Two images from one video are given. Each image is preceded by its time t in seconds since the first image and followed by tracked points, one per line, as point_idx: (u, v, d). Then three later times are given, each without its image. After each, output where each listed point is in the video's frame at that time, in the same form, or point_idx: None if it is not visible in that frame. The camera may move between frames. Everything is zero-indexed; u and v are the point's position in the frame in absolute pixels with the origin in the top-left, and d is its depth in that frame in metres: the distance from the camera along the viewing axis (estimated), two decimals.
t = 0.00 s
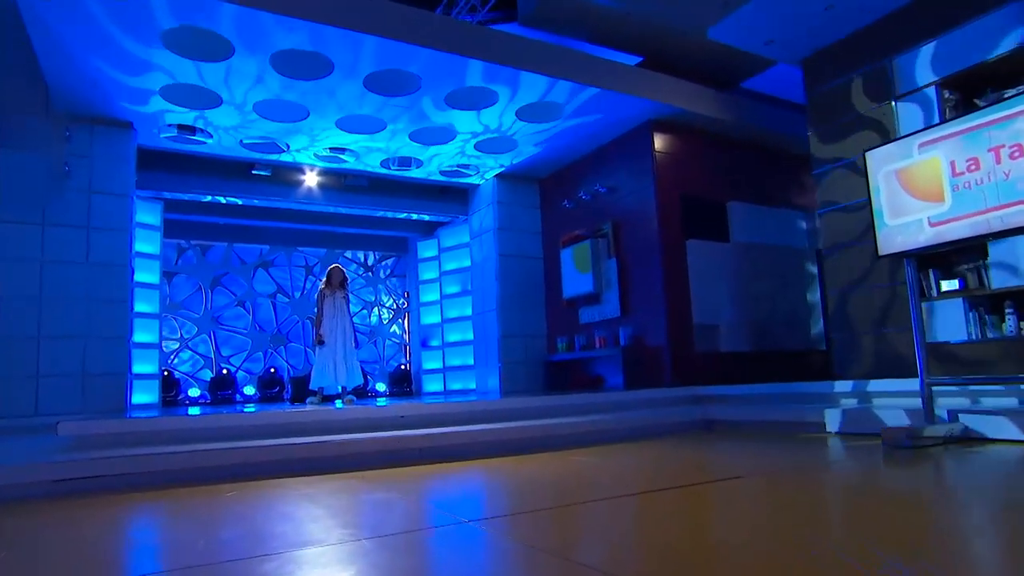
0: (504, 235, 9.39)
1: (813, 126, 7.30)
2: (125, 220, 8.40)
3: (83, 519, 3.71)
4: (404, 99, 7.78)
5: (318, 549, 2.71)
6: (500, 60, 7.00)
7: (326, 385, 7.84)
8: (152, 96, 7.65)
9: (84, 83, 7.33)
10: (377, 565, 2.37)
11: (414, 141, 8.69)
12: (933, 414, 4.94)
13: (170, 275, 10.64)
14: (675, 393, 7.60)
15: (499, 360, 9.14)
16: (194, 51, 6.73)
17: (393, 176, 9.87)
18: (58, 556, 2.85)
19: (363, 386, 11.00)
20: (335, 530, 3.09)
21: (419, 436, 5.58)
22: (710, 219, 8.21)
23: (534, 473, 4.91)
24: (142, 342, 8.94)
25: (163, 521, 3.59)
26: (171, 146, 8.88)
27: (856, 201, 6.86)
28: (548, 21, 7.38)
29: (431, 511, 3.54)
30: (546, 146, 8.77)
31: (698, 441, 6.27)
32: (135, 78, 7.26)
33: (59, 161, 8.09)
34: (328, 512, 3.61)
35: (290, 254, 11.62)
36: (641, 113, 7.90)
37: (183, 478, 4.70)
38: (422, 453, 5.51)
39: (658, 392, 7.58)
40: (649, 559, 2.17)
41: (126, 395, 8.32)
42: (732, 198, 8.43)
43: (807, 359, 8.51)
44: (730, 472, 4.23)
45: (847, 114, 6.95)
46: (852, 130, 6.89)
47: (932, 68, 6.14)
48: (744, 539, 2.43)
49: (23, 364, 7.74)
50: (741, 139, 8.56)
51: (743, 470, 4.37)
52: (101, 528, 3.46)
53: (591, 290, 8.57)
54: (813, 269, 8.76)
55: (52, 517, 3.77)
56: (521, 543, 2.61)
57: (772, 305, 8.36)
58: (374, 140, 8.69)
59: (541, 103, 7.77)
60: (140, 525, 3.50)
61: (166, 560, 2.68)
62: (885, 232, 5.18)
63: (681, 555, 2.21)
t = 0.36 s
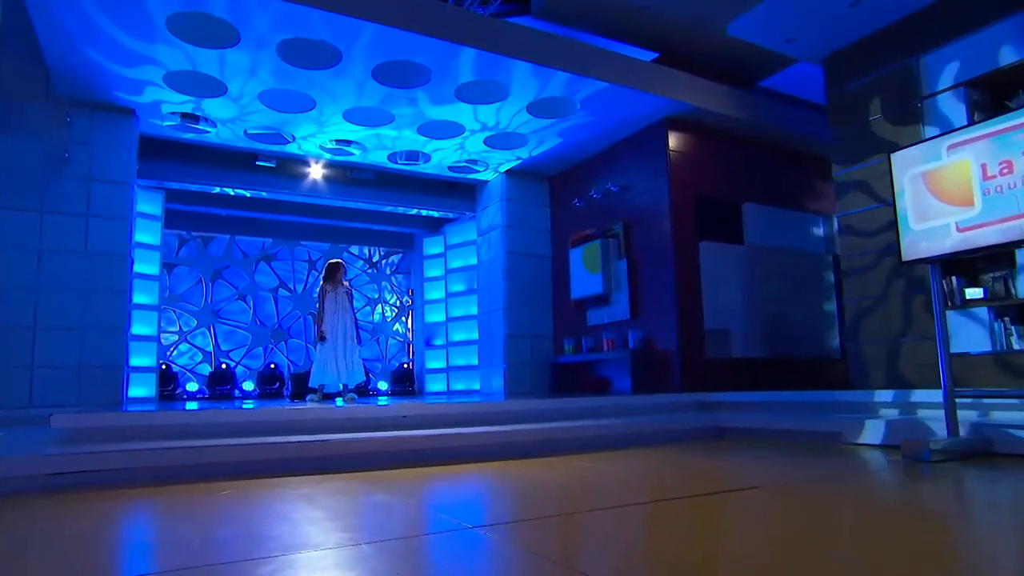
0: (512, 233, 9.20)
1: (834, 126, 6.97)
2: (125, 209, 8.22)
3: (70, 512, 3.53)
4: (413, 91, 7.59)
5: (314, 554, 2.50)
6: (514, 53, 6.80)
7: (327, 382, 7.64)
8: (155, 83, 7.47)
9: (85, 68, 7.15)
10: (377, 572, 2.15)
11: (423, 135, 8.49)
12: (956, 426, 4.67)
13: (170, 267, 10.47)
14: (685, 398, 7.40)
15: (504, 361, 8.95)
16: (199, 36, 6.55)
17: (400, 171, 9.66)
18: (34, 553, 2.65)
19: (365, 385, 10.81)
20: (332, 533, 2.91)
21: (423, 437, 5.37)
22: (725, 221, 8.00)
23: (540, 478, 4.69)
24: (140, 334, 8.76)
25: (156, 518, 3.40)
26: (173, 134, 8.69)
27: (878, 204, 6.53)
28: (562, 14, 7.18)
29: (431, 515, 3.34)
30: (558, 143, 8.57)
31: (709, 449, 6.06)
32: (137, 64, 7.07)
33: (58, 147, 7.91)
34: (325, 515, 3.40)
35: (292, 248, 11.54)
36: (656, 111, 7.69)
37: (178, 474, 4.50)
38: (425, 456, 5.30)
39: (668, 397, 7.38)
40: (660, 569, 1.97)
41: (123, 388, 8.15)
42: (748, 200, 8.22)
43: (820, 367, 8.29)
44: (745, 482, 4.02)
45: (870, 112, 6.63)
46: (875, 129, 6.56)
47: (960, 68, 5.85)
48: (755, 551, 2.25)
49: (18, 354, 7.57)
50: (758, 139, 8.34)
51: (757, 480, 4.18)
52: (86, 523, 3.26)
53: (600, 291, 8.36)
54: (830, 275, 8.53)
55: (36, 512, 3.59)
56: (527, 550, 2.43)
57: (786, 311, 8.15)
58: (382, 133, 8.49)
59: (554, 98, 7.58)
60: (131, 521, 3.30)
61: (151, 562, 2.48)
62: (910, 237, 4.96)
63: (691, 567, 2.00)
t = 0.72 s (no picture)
0: (521, 231, 8.99)
1: (857, 126, 6.74)
2: (126, 198, 8.00)
3: (54, 510, 3.34)
4: (423, 84, 7.40)
5: (307, 559, 2.29)
6: (527, 46, 6.61)
7: (328, 379, 7.52)
8: (158, 70, 7.30)
9: (87, 54, 6.98)
10: None
11: (432, 129, 8.30)
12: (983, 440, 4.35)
13: (172, 257, 10.25)
14: (696, 404, 7.19)
15: (510, 362, 8.74)
16: (204, 22, 6.37)
17: (407, 165, 9.47)
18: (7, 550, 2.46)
19: (367, 383, 10.61)
20: (334, 536, 2.70)
21: (427, 438, 5.17)
22: (741, 223, 7.78)
23: (546, 482, 4.47)
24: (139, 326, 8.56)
25: (147, 517, 3.21)
26: (177, 123, 8.51)
27: (903, 208, 6.29)
28: (577, 7, 6.98)
29: (432, 518, 3.15)
30: (571, 140, 8.37)
31: (722, 457, 5.85)
32: (142, 52, 6.92)
33: (58, 132, 7.72)
34: (322, 518, 3.19)
35: (296, 242, 11.22)
36: (672, 108, 7.49)
37: (174, 471, 4.29)
38: (428, 458, 5.11)
39: (679, 402, 7.18)
40: None
41: (120, 382, 7.95)
42: (765, 202, 7.98)
43: (835, 375, 8.07)
44: (766, 492, 3.82)
45: (896, 114, 6.40)
46: (902, 132, 6.33)
47: (993, 68, 5.61)
48: (768, 562, 2.06)
49: (14, 343, 7.40)
50: (776, 140, 8.12)
51: (779, 490, 3.97)
52: (70, 521, 3.07)
53: (610, 292, 8.16)
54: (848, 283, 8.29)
55: (21, 507, 3.41)
56: (534, 558, 2.23)
57: (801, 317, 7.93)
58: (390, 126, 8.29)
59: (567, 92, 7.38)
60: (119, 520, 3.11)
61: (136, 563, 2.29)
62: (937, 240, 4.83)
63: None
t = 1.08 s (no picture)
0: (531, 229, 8.78)
1: (881, 127, 6.49)
2: (128, 186, 7.81)
3: (37, 506, 3.15)
4: (435, 76, 7.20)
5: (300, 564, 2.09)
6: (543, 39, 6.41)
7: (330, 377, 7.29)
8: (163, 57, 7.12)
9: (91, 38, 6.80)
10: None
11: (442, 124, 8.10)
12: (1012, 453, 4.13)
13: (173, 250, 10.05)
14: (709, 411, 6.98)
15: (516, 363, 8.54)
16: (211, 7, 6.19)
17: (416, 160, 9.27)
18: None
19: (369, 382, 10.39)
20: (334, 541, 2.50)
21: (432, 439, 4.96)
22: (758, 225, 7.55)
23: (556, 487, 4.26)
24: (139, 318, 8.37)
25: (139, 514, 3.03)
26: (183, 112, 8.33)
27: (928, 212, 6.05)
28: None
29: (433, 522, 2.95)
30: (585, 138, 8.17)
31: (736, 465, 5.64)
32: (147, 37, 6.74)
33: (60, 119, 7.55)
34: (319, 520, 2.99)
35: (300, 236, 11.01)
36: (690, 106, 7.27)
37: (168, 468, 4.09)
38: (432, 461, 4.90)
39: (691, 409, 6.96)
40: None
41: (118, 374, 7.76)
42: (783, 203, 7.75)
43: (852, 384, 7.84)
44: (792, 503, 3.60)
45: (923, 116, 6.16)
46: (928, 134, 6.09)
47: None
48: None
49: (11, 333, 7.24)
50: (796, 141, 7.90)
51: (804, 500, 3.75)
52: (52, 518, 2.88)
53: (621, 294, 7.95)
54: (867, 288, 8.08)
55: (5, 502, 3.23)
56: (542, 567, 2.04)
57: (819, 323, 7.70)
58: (400, 119, 8.09)
59: (583, 87, 7.18)
60: (105, 518, 2.92)
61: (115, 563, 2.09)
62: (968, 246, 4.59)
63: None
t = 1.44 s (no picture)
0: (543, 228, 8.57)
1: (910, 129, 6.26)
2: (132, 175, 7.63)
3: (22, 502, 2.95)
4: (448, 69, 7.01)
5: (299, 571, 1.88)
6: (561, 32, 6.21)
7: (332, 373, 7.03)
8: (170, 44, 6.94)
9: (96, 23, 6.63)
10: None
11: (454, 118, 7.90)
12: None
13: (177, 242, 9.86)
14: (724, 419, 6.76)
15: (525, 366, 8.33)
16: None
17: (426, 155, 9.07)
18: None
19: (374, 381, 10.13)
20: (337, 546, 2.29)
21: (440, 441, 4.75)
22: (778, 228, 7.33)
23: (569, 493, 4.03)
24: (139, 311, 8.19)
25: (133, 514, 2.83)
26: (190, 101, 8.15)
27: (957, 218, 5.81)
28: None
29: (436, 528, 2.75)
30: (601, 135, 7.96)
31: (754, 475, 5.42)
32: (153, 23, 6.56)
33: (64, 105, 7.37)
34: (319, 524, 2.78)
35: (307, 231, 10.79)
36: (711, 104, 7.06)
37: (165, 466, 3.90)
38: (439, 465, 4.70)
39: (705, 417, 6.74)
40: None
41: (117, 367, 7.59)
42: (804, 206, 7.52)
43: (871, 394, 7.60)
44: (803, 516, 3.38)
45: (954, 118, 5.91)
46: (959, 138, 5.84)
47: None
48: None
49: (9, 323, 7.07)
50: (819, 142, 7.67)
51: (835, 514, 3.52)
52: (36, 515, 2.69)
53: (635, 296, 7.74)
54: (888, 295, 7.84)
55: None
56: None
57: (839, 330, 7.47)
58: (411, 112, 7.89)
59: (600, 83, 6.97)
60: (95, 517, 2.73)
61: (93, 565, 1.89)
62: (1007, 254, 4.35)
63: None
